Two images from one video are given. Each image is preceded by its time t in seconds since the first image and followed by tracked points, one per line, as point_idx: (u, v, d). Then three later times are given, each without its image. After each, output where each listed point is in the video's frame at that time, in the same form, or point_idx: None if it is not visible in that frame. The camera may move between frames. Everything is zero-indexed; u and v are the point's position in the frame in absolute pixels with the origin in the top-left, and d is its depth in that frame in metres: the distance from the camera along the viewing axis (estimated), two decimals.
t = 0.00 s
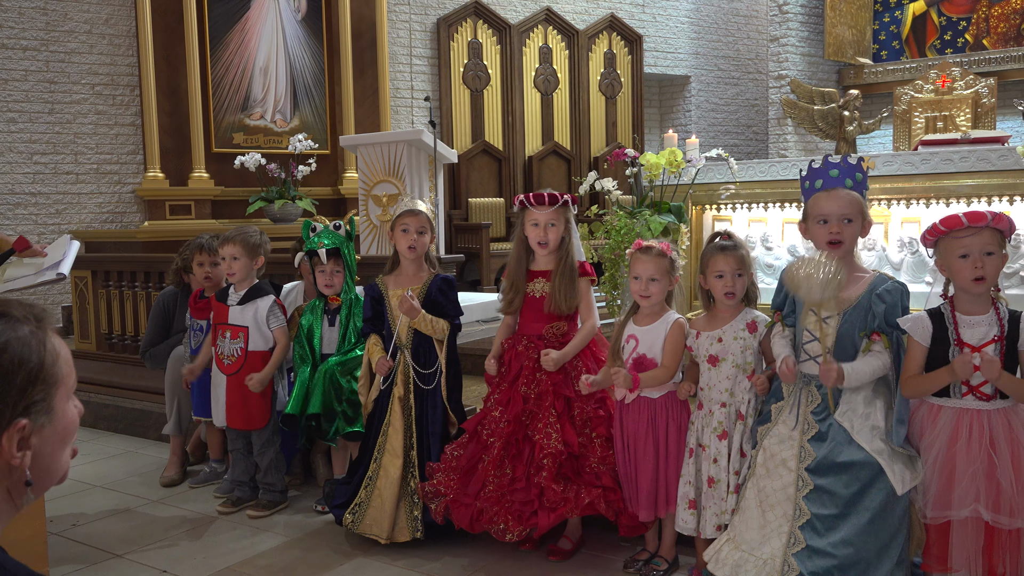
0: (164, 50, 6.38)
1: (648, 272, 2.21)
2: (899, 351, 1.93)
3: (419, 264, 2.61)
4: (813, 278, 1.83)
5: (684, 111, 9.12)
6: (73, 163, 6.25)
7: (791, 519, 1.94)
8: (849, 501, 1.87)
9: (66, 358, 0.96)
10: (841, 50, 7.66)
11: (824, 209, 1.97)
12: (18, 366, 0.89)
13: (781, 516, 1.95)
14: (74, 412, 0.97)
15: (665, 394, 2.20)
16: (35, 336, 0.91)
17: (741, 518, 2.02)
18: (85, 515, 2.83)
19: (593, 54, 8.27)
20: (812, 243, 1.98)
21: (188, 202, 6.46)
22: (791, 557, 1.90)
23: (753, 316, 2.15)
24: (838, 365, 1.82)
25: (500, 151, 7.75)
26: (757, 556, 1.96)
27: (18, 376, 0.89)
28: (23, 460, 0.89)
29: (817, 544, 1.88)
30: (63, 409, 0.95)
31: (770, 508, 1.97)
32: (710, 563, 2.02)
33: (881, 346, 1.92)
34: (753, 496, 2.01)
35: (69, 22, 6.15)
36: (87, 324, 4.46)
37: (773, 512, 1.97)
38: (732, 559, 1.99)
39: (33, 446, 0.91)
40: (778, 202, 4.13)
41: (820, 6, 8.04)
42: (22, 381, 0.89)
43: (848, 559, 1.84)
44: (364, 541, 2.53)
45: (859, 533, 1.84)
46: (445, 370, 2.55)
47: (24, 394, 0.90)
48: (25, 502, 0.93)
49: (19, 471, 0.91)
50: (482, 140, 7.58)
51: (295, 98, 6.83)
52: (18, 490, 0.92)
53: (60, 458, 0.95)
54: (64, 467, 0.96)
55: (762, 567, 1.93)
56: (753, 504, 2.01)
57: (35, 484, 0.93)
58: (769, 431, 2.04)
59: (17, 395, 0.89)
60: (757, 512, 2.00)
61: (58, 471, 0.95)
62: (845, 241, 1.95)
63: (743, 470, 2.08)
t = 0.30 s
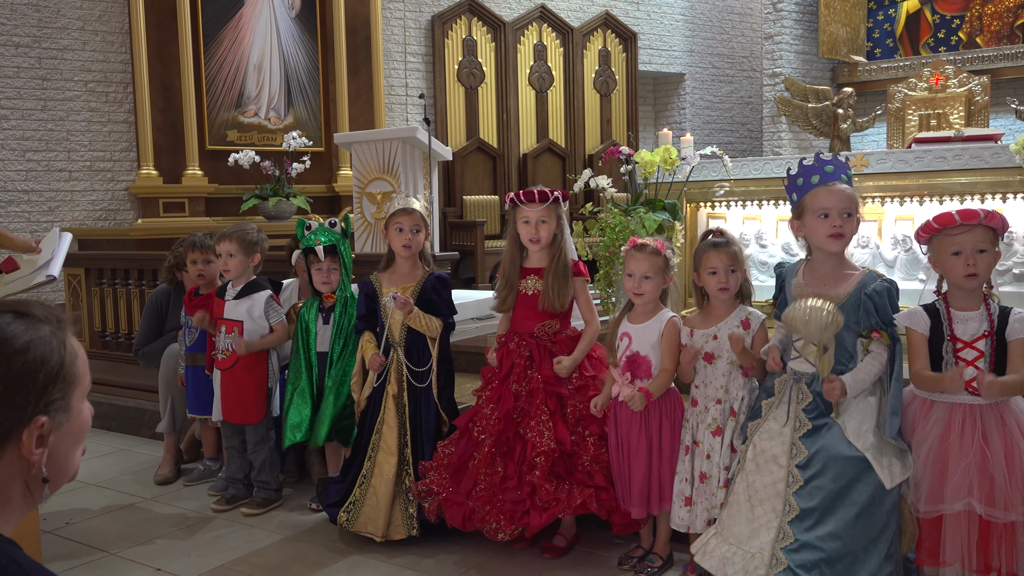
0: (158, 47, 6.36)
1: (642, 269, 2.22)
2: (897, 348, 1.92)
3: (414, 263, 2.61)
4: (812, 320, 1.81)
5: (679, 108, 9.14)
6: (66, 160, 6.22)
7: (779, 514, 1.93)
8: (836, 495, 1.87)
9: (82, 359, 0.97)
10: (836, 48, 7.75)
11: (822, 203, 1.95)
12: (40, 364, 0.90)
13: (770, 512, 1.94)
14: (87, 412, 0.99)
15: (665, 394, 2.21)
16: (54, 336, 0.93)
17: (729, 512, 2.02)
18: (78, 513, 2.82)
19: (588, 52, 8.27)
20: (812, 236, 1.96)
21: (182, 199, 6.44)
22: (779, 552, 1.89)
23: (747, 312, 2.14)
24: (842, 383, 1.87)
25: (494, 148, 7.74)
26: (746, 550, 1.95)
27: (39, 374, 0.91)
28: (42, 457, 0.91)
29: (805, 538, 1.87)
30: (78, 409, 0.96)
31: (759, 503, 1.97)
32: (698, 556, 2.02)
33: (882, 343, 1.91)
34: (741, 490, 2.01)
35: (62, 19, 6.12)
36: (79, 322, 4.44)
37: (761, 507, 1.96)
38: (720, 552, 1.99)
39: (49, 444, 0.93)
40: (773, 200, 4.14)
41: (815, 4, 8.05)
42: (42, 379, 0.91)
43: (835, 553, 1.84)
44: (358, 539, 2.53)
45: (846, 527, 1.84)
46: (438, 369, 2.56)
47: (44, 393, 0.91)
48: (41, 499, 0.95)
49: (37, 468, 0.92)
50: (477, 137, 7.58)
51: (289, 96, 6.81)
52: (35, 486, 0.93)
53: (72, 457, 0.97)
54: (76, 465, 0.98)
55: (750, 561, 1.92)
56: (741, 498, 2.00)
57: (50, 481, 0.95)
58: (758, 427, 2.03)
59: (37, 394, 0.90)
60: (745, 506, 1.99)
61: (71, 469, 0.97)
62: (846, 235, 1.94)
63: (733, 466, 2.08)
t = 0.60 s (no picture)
0: (151, 42, 6.32)
1: (636, 264, 2.22)
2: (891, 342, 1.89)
3: (408, 258, 2.61)
4: (831, 216, 1.85)
5: (673, 104, 9.15)
6: (59, 155, 6.20)
7: (770, 508, 1.94)
8: (828, 491, 1.87)
9: (74, 351, 0.97)
10: (830, 43, 7.79)
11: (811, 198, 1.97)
12: (33, 357, 0.90)
13: (761, 505, 1.95)
14: (80, 404, 0.99)
15: (656, 387, 2.21)
16: (47, 329, 0.92)
17: (722, 507, 2.03)
18: (72, 509, 2.81)
19: (582, 47, 8.26)
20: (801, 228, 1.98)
21: (176, 194, 6.42)
22: (770, 546, 1.91)
23: (740, 307, 2.16)
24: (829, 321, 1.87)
25: (489, 144, 7.73)
26: (737, 544, 1.97)
27: (31, 367, 0.90)
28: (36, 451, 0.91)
29: (796, 533, 1.88)
30: (71, 402, 0.96)
31: (751, 497, 1.98)
32: (691, 550, 2.04)
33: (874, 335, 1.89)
34: (734, 485, 2.02)
35: (54, 13, 6.08)
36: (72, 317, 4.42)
37: (753, 500, 1.97)
38: (713, 546, 2.01)
39: (42, 438, 0.93)
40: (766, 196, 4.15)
41: None
42: (35, 372, 0.90)
43: (826, 549, 1.84)
44: (353, 534, 2.53)
45: (837, 523, 1.84)
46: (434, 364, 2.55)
47: (36, 386, 0.91)
48: (34, 492, 0.95)
49: (30, 462, 0.92)
50: (472, 132, 7.57)
51: (283, 91, 6.79)
52: (28, 480, 0.93)
53: (65, 451, 0.97)
54: (69, 457, 0.98)
55: (742, 556, 1.95)
56: (733, 492, 2.02)
57: (44, 473, 0.95)
58: (750, 421, 2.03)
59: (31, 387, 0.90)
60: (738, 500, 2.00)
61: (64, 462, 0.97)
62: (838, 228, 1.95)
63: (726, 460, 2.09)
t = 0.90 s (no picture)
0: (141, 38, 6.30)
1: (630, 261, 2.22)
2: (868, 337, 1.90)
3: (400, 255, 2.61)
4: (791, 220, 1.87)
5: (666, 100, 9.16)
6: (48, 152, 6.16)
7: (767, 504, 1.94)
8: (826, 485, 1.88)
9: (44, 347, 0.96)
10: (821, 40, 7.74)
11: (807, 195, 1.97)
12: None
13: (758, 502, 1.96)
14: (51, 401, 0.98)
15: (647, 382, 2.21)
16: (14, 325, 0.92)
17: (720, 504, 2.04)
18: (63, 507, 2.80)
19: (575, 43, 8.26)
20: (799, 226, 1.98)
21: (167, 191, 6.39)
22: (768, 542, 1.91)
23: (732, 304, 2.16)
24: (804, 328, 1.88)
25: (481, 140, 7.72)
26: (735, 541, 1.97)
27: None
28: (3, 449, 0.91)
29: (794, 529, 1.88)
30: (40, 398, 0.96)
31: (747, 494, 1.98)
32: (689, 549, 2.04)
33: (845, 331, 1.90)
34: (731, 483, 2.03)
35: (43, 8, 6.04)
36: (63, 315, 4.40)
37: (750, 497, 1.98)
38: (711, 544, 2.01)
39: (9, 435, 0.92)
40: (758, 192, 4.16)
41: None
42: None
43: (824, 543, 1.85)
44: (346, 531, 2.53)
45: (834, 517, 1.86)
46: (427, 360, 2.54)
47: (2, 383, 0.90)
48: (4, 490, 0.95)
49: None
50: (464, 129, 7.55)
51: (275, 87, 6.77)
52: None
53: (35, 448, 0.97)
54: (40, 455, 0.98)
55: (740, 552, 1.95)
56: (730, 490, 2.02)
57: (13, 473, 0.95)
58: (746, 418, 2.04)
59: None
60: (735, 498, 2.01)
61: (32, 460, 0.97)
62: (833, 226, 1.95)
63: (722, 458, 2.09)
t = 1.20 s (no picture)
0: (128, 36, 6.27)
1: (619, 260, 2.23)
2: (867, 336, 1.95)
3: (390, 255, 2.61)
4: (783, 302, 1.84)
5: (655, 100, 9.18)
6: (35, 151, 6.12)
7: (755, 503, 1.95)
8: (811, 483, 1.89)
9: (43, 351, 0.97)
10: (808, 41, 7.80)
11: (794, 194, 1.97)
12: None
13: (746, 501, 1.96)
14: (51, 405, 0.99)
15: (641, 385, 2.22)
16: (13, 329, 0.92)
17: (707, 502, 2.05)
18: (50, 508, 2.78)
19: (564, 43, 8.26)
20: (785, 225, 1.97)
21: (155, 190, 6.35)
22: (755, 540, 1.91)
23: (721, 304, 2.17)
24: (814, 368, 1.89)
25: (471, 139, 7.71)
26: (722, 539, 1.97)
27: None
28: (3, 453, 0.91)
29: (780, 526, 1.89)
30: (40, 402, 0.96)
31: (735, 493, 1.99)
32: (676, 547, 2.05)
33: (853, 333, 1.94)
34: (718, 481, 2.03)
35: (29, 6, 6.00)
36: (49, 314, 4.37)
37: (738, 496, 1.98)
38: (699, 542, 2.01)
39: (9, 440, 0.93)
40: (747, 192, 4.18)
41: None
42: None
43: (810, 540, 1.86)
44: (336, 531, 2.52)
45: (820, 514, 1.86)
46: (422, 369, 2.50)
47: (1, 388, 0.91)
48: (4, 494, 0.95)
49: None
50: (454, 128, 7.54)
51: (263, 85, 6.74)
52: None
53: (36, 451, 0.97)
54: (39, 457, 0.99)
55: (727, 550, 1.95)
56: (718, 488, 2.03)
57: (12, 476, 0.96)
58: (734, 418, 2.05)
59: None
60: (722, 496, 2.01)
61: (32, 463, 0.97)
62: (818, 226, 1.96)
63: (709, 456, 2.10)
